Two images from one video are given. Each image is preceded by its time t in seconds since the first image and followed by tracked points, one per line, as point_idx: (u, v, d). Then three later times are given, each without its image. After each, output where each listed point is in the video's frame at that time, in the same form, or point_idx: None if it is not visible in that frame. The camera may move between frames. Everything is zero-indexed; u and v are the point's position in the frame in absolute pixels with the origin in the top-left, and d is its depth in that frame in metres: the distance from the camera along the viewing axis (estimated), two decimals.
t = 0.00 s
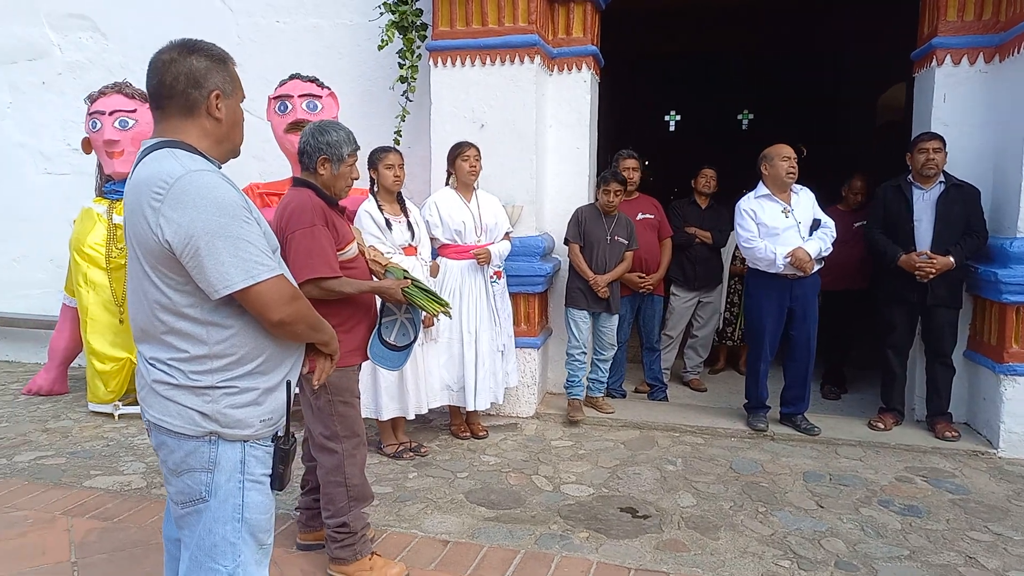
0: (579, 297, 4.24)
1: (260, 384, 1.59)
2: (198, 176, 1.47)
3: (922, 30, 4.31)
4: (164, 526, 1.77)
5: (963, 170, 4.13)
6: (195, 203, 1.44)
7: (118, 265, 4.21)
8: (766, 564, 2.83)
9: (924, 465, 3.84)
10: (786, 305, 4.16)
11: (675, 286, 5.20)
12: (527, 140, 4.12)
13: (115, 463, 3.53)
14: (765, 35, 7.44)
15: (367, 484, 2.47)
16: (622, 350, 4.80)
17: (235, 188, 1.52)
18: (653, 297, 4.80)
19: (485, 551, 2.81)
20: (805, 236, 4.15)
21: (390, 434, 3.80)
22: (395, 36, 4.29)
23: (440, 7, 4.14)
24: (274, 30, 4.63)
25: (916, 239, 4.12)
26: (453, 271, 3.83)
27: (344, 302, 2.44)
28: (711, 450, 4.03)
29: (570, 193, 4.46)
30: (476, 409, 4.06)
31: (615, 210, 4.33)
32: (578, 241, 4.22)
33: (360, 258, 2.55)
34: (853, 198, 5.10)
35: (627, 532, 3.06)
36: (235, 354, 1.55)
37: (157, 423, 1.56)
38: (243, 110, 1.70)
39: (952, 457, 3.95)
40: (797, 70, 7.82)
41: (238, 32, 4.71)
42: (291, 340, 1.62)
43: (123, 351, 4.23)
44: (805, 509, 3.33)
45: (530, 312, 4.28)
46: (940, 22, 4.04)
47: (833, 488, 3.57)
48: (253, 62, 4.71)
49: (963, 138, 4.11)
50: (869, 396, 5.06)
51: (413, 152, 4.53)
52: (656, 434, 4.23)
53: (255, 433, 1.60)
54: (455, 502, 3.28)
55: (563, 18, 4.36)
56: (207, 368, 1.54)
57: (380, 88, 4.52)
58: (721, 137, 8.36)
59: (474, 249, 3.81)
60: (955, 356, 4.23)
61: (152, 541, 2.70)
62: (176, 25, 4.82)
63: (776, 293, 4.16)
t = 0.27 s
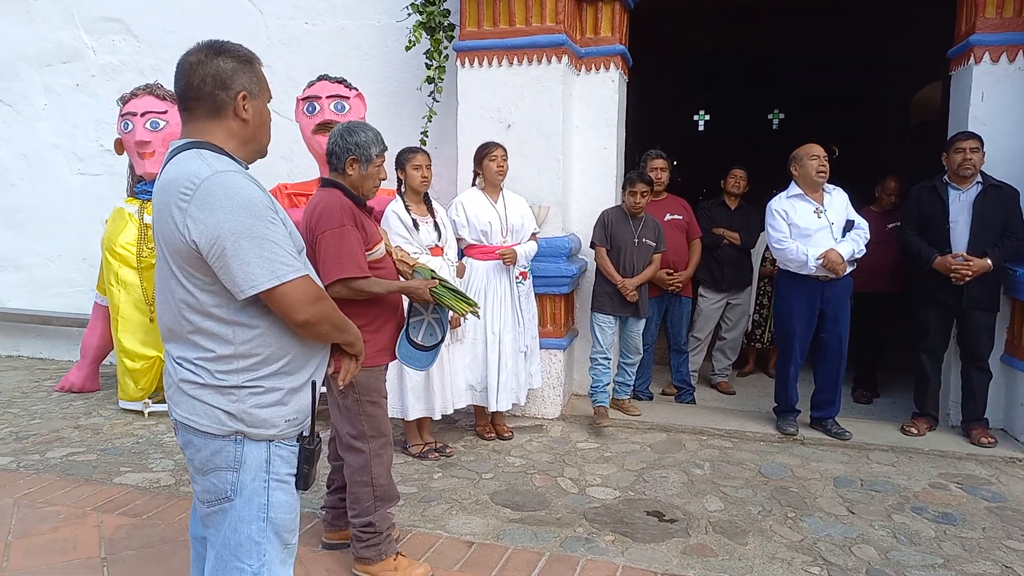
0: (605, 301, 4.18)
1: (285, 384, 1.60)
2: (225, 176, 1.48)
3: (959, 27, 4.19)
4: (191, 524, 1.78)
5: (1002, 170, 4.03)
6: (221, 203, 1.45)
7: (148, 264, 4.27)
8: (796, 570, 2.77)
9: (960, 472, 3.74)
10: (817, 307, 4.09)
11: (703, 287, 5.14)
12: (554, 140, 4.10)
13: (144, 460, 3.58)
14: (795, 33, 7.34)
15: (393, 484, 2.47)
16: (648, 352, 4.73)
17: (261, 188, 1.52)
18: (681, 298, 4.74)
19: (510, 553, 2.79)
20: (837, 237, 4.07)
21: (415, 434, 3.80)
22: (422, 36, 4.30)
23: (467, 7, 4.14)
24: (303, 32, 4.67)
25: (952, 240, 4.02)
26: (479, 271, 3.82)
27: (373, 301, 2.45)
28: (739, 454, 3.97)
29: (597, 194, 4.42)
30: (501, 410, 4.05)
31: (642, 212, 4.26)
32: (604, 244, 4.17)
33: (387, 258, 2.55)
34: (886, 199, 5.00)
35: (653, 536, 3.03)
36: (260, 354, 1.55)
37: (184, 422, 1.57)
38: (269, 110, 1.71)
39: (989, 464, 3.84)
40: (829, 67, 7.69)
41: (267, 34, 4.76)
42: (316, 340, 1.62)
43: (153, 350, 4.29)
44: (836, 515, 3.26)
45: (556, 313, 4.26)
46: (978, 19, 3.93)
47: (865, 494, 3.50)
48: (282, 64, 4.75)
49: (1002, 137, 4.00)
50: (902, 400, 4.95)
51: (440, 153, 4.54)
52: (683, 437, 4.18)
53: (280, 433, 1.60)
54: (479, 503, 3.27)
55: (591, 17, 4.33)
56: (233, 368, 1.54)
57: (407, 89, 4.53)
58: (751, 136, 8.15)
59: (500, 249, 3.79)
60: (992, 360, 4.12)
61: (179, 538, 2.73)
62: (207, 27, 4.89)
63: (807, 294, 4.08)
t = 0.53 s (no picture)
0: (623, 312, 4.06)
1: (305, 383, 1.59)
2: (246, 174, 1.47)
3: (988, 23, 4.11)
4: (211, 523, 1.78)
5: None
6: (242, 202, 1.44)
7: (170, 264, 4.30)
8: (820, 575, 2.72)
9: (989, 477, 3.66)
10: (842, 308, 4.01)
11: (724, 288, 5.08)
12: (575, 139, 4.07)
13: (165, 458, 3.60)
14: (818, 31, 7.25)
15: (413, 485, 2.45)
16: (669, 352, 4.70)
17: (283, 187, 1.51)
18: (702, 299, 4.68)
19: (529, 555, 2.77)
20: (862, 237, 4.01)
21: (434, 434, 3.79)
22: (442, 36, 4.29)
23: (487, 6, 4.12)
24: (324, 32, 4.68)
25: (981, 241, 3.93)
26: (499, 271, 3.81)
27: (393, 300, 2.43)
28: (761, 456, 3.91)
29: (617, 193, 4.38)
30: (521, 411, 4.02)
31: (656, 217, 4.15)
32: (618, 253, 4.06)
33: (408, 258, 2.54)
34: (911, 199, 4.92)
35: (675, 539, 2.99)
36: (281, 353, 1.54)
37: (204, 421, 1.57)
38: (290, 108, 1.70)
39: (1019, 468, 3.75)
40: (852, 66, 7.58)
41: (288, 34, 4.78)
42: (337, 340, 1.61)
43: (174, 348, 4.32)
44: (861, 519, 3.20)
45: (575, 313, 4.20)
46: (1008, 16, 3.85)
47: (891, 498, 3.43)
48: (302, 64, 4.76)
49: None
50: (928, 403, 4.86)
51: (459, 152, 4.52)
52: (705, 439, 4.13)
53: (300, 432, 1.59)
54: (499, 504, 3.25)
55: (612, 16, 4.29)
56: (253, 367, 1.53)
57: (426, 88, 4.53)
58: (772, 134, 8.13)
59: (520, 249, 3.77)
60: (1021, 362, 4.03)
61: (199, 537, 2.74)
62: (228, 28, 4.92)
63: (831, 295, 4.01)
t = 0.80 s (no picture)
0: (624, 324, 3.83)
1: (319, 387, 1.56)
2: (260, 175, 1.44)
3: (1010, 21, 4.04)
4: (223, 529, 1.75)
5: None
6: (256, 203, 1.41)
7: (181, 264, 4.30)
8: None
9: (1010, 483, 3.59)
10: (859, 311, 3.95)
11: (738, 289, 5.02)
12: (588, 139, 4.04)
13: (176, 460, 3.59)
14: (832, 31, 7.19)
15: (426, 489, 2.42)
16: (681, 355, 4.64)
17: (297, 188, 1.49)
18: (716, 301, 4.63)
19: (543, 560, 2.73)
20: (880, 239, 3.94)
21: (446, 437, 3.76)
22: (455, 35, 4.26)
23: (500, 6, 4.09)
24: (336, 32, 4.67)
25: (1001, 243, 3.87)
26: (512, 272, 3.77)
27: (405, 303, 2.41)
28: (777, 461, 3.85)
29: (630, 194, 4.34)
30: (533, 413, 3.99)
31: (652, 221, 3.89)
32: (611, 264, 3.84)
33: (422, 259, 2.51)
34: (929, 200, 4.85)
35: (690, 544, 2.94)
36: (295, 357, 1.52)
37: (217, 426, 1.54)
38: (302, 107, 1.67)
39: None
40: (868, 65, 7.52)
41: (300, 34, 4.76)
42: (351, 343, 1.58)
43: (185, 350, 4.32)
44: (880, 525, 3.14)
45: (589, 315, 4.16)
46: None
47: (910, 503, 3.37)
48: (314, 64, 4.75)
49: None
50: (945, 406, 4.79)
51: (471, 153, 4.49)
52: (720, 443, 4.08)
53: (314, 437, 1.56)
54: (512, 508, 3.21)
55: (626, 15, 4.26)
56: (267, 371, 1.51)
57: (439, 88, 4.50)
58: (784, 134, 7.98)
59: (534, 250, 3.74)
60: None
61: (211, 540, 2.72)
62: (240, 29, 4.91)
63: (848, 297, 3.95)
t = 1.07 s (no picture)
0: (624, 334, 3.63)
1: (334, 391, 1.54)
2: (276, 176, 1.42)
3: None
4: (235, 534, 1.74)
5: None
6: (273, 204, 1.39)
7: (192, 265, 4.29)
8: None
9: None
10: (874, 314, 3.91)
11: (750, 291, 4.98)
12: (601, 140, 4.01)
13: (186, 461, 3.58)
14: (844, 31, 7.14)
15: (440, 492, 2.40)
16: (691, 358, 4.58)
17: (314, 189, 1.46)
18: (729, 303, 4.60)
19: (556, 564, 2.71)
20: (895, 241, 3.90)
21: (457, 439, 3.73)
22: (466, 35, 4.24)
23: (512, 6, 4.06)
24: (347, 33, 4.65)
25: (1018, 245, 3.82)
26: (524, 274, 3.76)
27: (420, 306, 2.39)
28: (791, 464, 3.81)
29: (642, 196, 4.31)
30: (543, 416, 3.97)
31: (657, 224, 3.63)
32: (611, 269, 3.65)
33: (437, 262, 2.49)
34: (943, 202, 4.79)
35: (704, 549, 2.91)
36: (311, 360, 1.50)
37: (231, 430, 1.52)
38: (317, 107, 1.65)
39: None
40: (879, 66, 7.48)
41: (311, 34, 4.75)
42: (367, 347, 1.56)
43: (195, 350, 4.31)
44: (895, 530, 3.10)
45: (600, 317, 4.14)
46: None
47: (925, 508, 3.32)
48: (325, 65, 4.74)
49: None
50: (959, 410, 4.74)
51: (482, 154, 4.47)
52: (732, 446, 4.04)
53: (329, 442, 1.54)
54: (523, 511, 3.18)
55: (638, 15, 4.23)
56: (282, 375, 1.49)
57: (450, 89, 4.48)
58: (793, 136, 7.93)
59: (546, 252, 3.72)
60: None
61: (222, 543, 2.70)
62: (251, 29, 4.90)
63: (864, 300, 3.91)
